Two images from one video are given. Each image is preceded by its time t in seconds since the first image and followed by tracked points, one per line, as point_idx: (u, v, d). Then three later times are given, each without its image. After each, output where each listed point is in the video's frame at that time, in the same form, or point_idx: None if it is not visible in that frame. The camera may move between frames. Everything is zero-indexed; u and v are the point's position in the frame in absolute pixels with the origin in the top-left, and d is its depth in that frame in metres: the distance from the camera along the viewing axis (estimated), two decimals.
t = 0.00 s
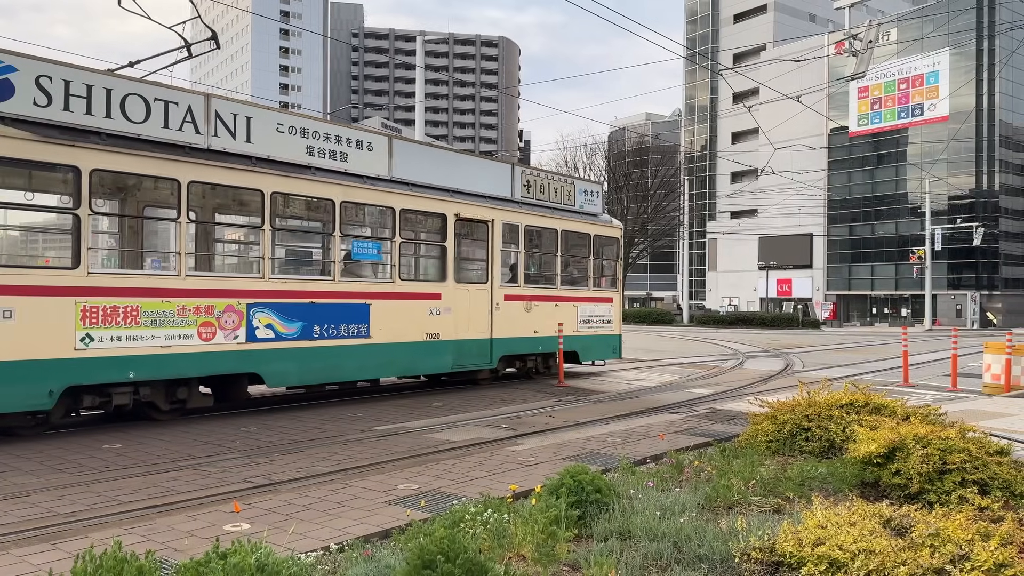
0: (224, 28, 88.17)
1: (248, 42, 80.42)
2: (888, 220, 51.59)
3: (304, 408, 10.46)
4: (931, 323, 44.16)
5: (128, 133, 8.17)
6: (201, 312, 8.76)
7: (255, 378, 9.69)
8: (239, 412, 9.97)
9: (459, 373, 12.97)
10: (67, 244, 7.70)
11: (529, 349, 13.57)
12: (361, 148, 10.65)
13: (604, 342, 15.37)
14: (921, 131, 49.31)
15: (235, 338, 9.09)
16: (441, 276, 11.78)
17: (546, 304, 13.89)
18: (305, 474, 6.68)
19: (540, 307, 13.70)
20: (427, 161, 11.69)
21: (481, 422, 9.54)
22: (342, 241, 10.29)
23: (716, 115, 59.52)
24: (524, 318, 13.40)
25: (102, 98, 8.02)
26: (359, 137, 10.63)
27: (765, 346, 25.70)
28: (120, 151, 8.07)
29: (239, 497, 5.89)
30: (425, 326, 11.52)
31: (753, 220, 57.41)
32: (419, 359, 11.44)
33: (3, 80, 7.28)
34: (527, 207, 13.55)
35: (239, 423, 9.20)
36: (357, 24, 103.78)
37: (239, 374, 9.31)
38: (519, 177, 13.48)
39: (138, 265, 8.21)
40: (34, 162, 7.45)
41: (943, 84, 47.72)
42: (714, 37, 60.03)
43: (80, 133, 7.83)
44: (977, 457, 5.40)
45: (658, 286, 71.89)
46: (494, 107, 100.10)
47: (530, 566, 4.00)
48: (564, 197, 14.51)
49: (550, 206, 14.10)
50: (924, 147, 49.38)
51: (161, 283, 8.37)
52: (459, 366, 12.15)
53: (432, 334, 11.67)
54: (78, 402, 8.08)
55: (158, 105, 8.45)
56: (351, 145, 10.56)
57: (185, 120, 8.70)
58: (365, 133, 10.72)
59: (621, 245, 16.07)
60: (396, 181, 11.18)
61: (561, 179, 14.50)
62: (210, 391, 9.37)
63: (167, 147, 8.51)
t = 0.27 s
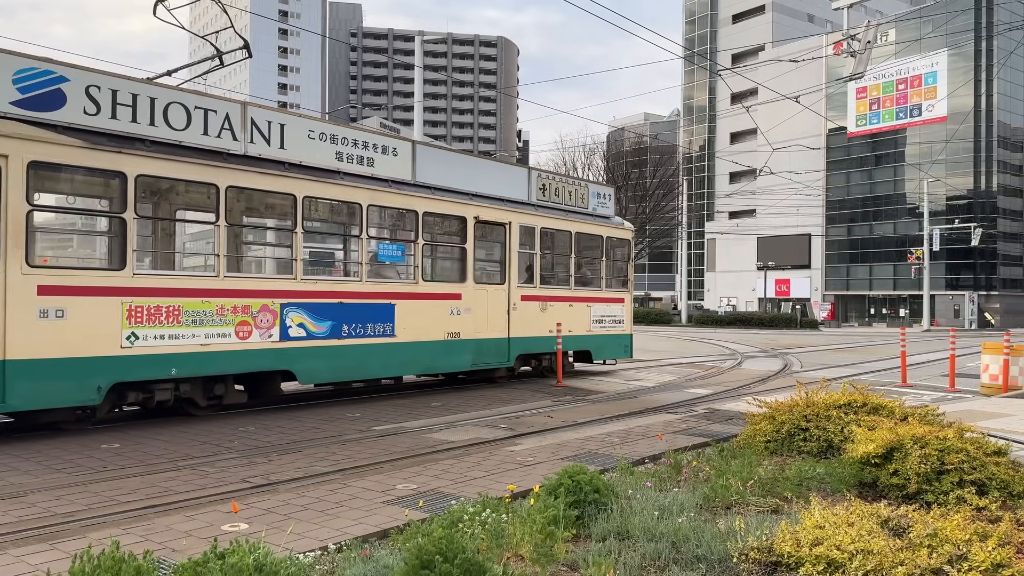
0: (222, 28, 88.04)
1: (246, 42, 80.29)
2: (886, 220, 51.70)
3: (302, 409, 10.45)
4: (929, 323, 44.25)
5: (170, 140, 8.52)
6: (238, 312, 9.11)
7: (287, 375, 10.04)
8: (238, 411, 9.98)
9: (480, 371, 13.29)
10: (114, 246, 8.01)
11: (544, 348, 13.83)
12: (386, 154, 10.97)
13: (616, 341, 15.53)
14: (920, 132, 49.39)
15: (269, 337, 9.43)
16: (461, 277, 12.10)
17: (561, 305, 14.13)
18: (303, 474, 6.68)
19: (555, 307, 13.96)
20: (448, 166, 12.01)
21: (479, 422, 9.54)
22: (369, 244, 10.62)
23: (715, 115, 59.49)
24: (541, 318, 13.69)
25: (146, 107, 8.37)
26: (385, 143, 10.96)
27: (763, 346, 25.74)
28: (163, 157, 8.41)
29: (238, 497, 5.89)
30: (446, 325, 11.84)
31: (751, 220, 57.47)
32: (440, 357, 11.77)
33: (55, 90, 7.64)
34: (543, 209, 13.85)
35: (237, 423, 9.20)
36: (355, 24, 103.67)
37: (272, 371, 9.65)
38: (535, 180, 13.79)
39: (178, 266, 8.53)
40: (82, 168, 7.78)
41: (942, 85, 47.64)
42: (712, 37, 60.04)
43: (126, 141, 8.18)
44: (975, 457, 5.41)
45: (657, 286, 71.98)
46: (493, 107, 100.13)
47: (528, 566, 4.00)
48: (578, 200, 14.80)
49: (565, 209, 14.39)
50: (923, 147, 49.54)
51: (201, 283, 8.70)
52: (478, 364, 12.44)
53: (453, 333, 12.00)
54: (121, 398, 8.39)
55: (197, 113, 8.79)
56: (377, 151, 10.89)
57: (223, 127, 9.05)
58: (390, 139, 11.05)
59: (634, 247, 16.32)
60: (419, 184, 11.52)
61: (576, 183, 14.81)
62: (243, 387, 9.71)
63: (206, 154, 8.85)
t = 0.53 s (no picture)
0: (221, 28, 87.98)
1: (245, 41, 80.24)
2: (884, 221, 51.78)
3: (300, 409, 10.44)
4: (928, 324, 44.29)
5: (209, 147, 8.90)
6: (272, 312, 9.50)
7: (317, 373, 10.46)
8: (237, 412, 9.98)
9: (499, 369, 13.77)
10: (157, 248, 8.38)
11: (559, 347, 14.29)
12: (410, 159, 11.34)
13: (628, 341, 15.97)
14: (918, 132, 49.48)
15: (301, 335, 9.83)
16: (480, 278, 12.49)
17: (575, 306, 14.57)
18: (302, 473, 6.68)
19: (569, 308, 14.39)
20: (468, 170, 12.39)
21: (478, 422, 9.54)
22: (393, 246, 11.01)
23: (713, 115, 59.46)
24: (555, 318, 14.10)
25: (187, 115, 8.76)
26: (409, 148, 11.33)
27: (761, 346, 25.76)
28: (202, 162, 8.78)
29: (236, 497, 5.89)
30: (466, 325, 12.25)
31: (750, 220, 57.51)
32: (460, 356, 12.17)
33: (104, 100, 8.03)
34: (559, 212, 14.23)
35: (235, 423, 9.20)
36: (354, 24, 103.56)
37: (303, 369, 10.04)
38: (551, 184, 14.18)
39: (215, 267, 8.91)
40: (128, 173, 8.16)
41: (940, 85, 45.10)
42: (711, 37, 60.09)
43: (168, 148, 8.56)
44: (974, 458, 5.41)
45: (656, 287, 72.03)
46: (492, 107, 100.19)
47: (526, 566, 4.01)
48: (591, 203, 15.20)
49: (579, 212, 14.79)
50: (922, 148, 49.72)
51: (237, 284, 9.09)
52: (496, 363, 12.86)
53: (473, 333, 12.41)
54: (161, 395, 8.79)
55: (235, 120, 9.16)
56: (402, 156, 11.27)
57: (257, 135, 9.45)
58: (414, 145, 11.43)
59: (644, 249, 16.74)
60: (440, 188, 11.91)
61: (589, 186, 15.21)
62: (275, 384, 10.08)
63: (242, 159, 9.25)
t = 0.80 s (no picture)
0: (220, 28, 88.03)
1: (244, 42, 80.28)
2: (883, 221, 51.85)
3: (298, 409, 10.45)
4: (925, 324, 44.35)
5: (245, 153, 9.26)
6: (303, 312, 9.84)
7: (345, 372, 10.84)
8: (237, 412, 9.99)
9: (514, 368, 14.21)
10: (196, 251, 8.72)
11: (573, 347, 14.67)
12: (431, 165, 11.71)
13: (638, 341, 16.39)
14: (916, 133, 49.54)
15: (331, 335, 10.19)
16: (497, 279, 12.86)
17: (588, 306, 14.96)
18: (300, 474, 6.68)
19: (583, 308, 14.77)
20: (486, 175, 12.78)
21: (477, 423, 9.54)
22: (417, 249, 11.37)
23: (712, 115, 59.51)
24: (569, 319, 14.48)
25: (224, 123, 9.10)
26: (431, 154, 11.70)
27: (760, 346, 25.76)
28: (239, 169, 9.12)
29: (234, 498, 5.88)
30: (485, 325, 12.63)
31: (749, 221, 57.61)
32: (479, 355, 12.54)
33: (148, 109, 8.37)
34: (571, 215, 14.62)
35: (234, 424, 9.20)
36: (352, 24, 103.58)
37: (331, 368, 10.40)
38: (563, 187, 14.58)
39: (251, 270, 9.26)
40: (169, 179, 8.48)
41: (938, 85, 44.83)
42: (709, 38, 60.18)
43: (207, 154, 8.91)
44: (971, 458, 5.42)
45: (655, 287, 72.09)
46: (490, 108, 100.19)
47: (525, 567, 4.00)
48: (602, 206, 15.59)
49: (590, 215, 15.19)
50: (920, 148, 49.83)
51: (271, 286, 9.44)
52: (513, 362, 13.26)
53: (490, 332, 12.79)
54: (198, 392, 9.12)
55: (269, 128, 9.52)
56: (424, 162, 11.63)
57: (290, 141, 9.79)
58: (436, 150, 11.80)
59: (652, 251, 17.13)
60: (460, 192, 12.27)
61: (600, 189, 15.61)
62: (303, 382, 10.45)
63: (276, 165, 9.59)
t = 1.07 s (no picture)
0: (218, 28, 87.95)
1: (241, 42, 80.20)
2: (880, 221, 51.90)
3: (293, 409, 10.41)
4: (923, 324, 44.34)
5: (278, 159, 9.67)
6: (332, 312, 10.26)
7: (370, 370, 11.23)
8: (236, 412, 9.99)
9: (528, 367, 14.58)
10: (232, 254, 9.13)
11: (585, 346, 15.02)
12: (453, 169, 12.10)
13: (647, 341, 16.73)
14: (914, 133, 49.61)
15: (358, 334, 10.58)
16: (514, 281, 13.27)
17: (600, 307, 15.32)
18: (299, 474, 6.68)
19: (595, 308, 15.14)
20: (504, 179, 13.18)
21: (475, 423, 9.53)
22: (438, 251, 11.78)
23: (709, 116, 59.58)
24: (582, 319, 14.86)
25: (258, 131, 9.53)
26: (452, 159, 12.10)
27: (758, 346, 25.74)
28: (272, 174, 9.53)
29: (233, 498, 5.88)
30: (502, 325, 13.04)
31: (746, 221, 57.64)
32: (495, 354, 12.95)
33: (187, 118, 8.79)
34: (585, 217, 15.02)
35: (231, 424, 9.19)
36: (350, 24, 103.50)
37: (357, 366, 10.79)
38: (577, 191, 14.97)
39: (283, 272, 9.68)
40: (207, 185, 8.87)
41: (936, 85, 44.28)
42: (707, 38, 60.22)
43: (243, 161, 9.32)
44: (969, 457, 5.43)
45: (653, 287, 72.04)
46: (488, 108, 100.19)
47: (523, 567, 3.99)
48: (614, 208, 15.99)
49: (603, 217, 15.58)
50: (918, 148, 49.87)
51: (303, 287, 9.87)
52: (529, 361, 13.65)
53: (508, 332, 13.22)
54: (234, 389, 9.52)
55: (301, 136, 9.93)
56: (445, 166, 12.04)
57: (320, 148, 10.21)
58: (456, 155, 12.19)
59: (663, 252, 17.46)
60: (480, 196, 12.69)
61: (612, 192, 15.99)
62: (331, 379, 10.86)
63: (307, 171, 10.01)
